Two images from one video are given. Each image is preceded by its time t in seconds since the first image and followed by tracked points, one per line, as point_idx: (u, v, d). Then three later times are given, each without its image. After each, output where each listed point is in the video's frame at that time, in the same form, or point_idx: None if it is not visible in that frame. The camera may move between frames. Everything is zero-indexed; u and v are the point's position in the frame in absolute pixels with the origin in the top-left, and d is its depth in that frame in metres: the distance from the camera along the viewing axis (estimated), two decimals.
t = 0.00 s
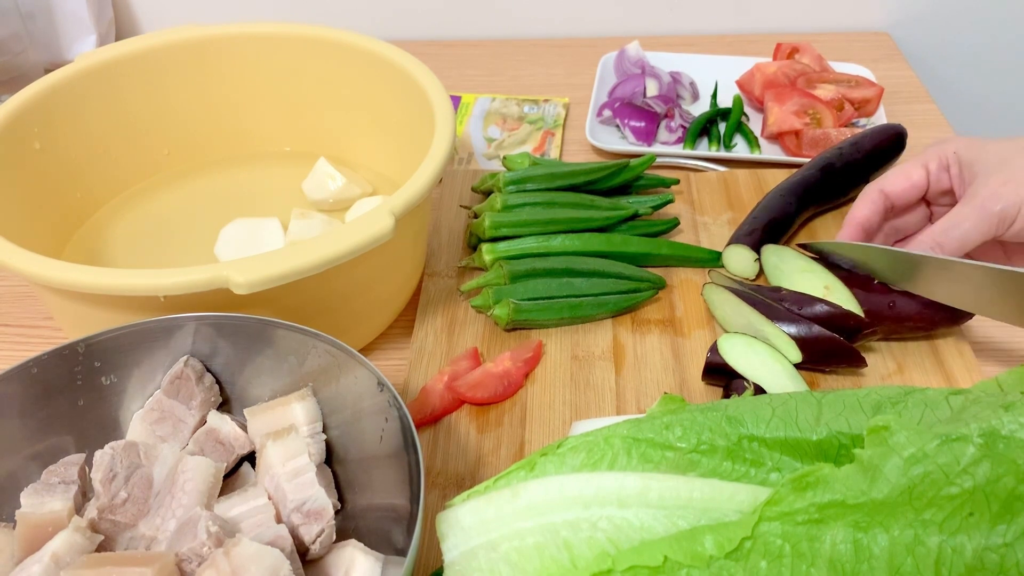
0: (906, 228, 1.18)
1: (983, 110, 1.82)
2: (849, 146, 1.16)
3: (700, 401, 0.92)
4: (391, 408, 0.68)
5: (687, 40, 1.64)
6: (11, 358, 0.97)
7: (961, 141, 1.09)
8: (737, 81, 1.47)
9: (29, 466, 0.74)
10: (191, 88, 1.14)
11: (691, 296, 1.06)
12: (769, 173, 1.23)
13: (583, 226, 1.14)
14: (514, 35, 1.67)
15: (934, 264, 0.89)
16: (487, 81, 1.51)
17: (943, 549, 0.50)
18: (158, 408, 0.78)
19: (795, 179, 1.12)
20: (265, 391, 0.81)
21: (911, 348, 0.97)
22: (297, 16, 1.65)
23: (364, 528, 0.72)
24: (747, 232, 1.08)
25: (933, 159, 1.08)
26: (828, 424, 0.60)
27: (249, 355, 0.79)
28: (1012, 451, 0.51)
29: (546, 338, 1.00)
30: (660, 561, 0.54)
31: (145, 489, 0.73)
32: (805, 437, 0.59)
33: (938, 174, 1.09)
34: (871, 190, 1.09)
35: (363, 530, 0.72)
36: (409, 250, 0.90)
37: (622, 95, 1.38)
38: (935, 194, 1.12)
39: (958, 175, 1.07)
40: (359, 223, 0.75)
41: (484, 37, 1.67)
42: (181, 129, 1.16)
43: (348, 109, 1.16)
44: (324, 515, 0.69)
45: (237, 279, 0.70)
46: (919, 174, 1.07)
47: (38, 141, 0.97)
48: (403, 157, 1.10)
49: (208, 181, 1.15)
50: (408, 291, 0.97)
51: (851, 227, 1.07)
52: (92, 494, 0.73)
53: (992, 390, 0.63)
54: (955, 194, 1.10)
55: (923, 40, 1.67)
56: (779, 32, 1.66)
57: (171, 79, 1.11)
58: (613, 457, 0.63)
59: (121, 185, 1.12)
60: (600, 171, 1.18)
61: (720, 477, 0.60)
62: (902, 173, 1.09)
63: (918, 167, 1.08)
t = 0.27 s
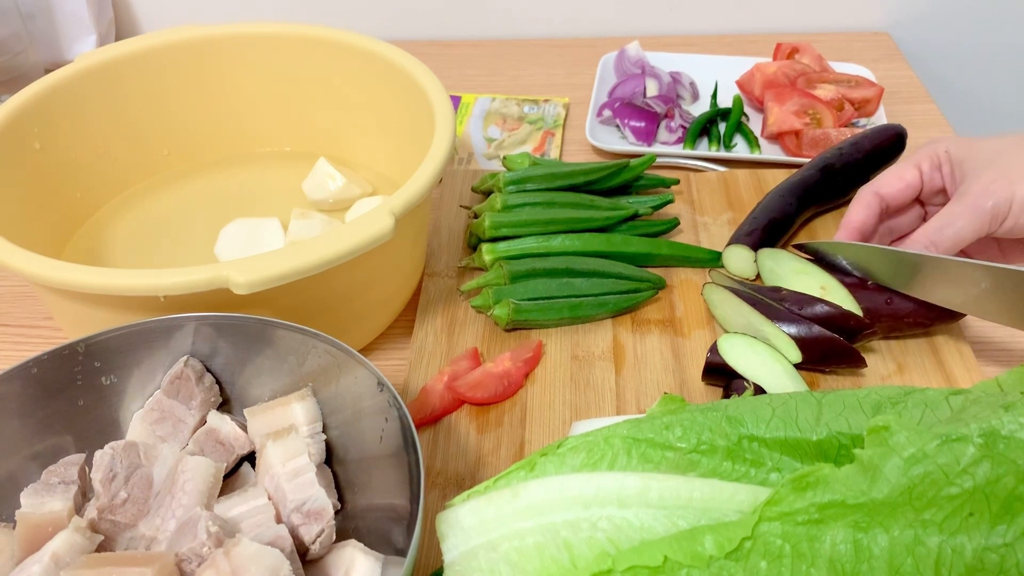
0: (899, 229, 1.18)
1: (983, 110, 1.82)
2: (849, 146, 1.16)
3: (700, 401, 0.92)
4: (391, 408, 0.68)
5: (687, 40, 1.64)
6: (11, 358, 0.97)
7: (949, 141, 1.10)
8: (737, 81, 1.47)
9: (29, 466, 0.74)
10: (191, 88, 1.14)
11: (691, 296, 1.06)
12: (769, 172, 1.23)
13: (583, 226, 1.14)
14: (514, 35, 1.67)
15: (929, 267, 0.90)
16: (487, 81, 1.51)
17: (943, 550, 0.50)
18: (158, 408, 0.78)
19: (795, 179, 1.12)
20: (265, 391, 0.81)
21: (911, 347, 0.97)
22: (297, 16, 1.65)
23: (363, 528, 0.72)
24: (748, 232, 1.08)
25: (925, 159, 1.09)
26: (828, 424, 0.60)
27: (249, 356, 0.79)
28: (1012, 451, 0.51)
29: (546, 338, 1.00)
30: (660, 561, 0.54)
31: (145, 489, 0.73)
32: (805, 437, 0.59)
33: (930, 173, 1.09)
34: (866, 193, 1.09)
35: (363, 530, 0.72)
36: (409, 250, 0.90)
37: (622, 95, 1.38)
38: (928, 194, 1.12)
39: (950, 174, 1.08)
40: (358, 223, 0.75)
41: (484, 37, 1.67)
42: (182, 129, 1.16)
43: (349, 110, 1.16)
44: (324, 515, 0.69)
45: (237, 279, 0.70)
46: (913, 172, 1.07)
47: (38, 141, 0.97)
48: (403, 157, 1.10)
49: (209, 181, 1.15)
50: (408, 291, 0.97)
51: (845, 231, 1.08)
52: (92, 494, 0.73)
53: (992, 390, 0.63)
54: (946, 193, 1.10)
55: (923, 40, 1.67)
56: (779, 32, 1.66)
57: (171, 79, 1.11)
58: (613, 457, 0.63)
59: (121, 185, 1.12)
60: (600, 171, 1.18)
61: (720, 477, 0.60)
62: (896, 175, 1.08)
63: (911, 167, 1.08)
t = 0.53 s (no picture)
0: (898, 230, 1.18)
1: (983, 110, 1.82)
2: (849, 146, 1.16)
3: (700, 401, 0.92)
4: (391, 408, 0.68)
5: (687, 40, 1.64)
6: (10, 358, 0.97)
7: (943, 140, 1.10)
8: (737, 81, 1.47)
9: (29, 466, 0.74)
10: (191, 88, 1.14)
11: (691, 296, 1.06)
12: (769, 173, 1.23)
13: (583, 226, 1.14)
14: (514, 35, 1.67)
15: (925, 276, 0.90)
16: (487, 81, 1.51)
17: (943, 550, 0.50)
18: (158, 408, 0.78)
19: (795, 179, 1.12)
20: (265, 391, 0.81)
21: (911, 348, 0.97)
22: (297, 16, 1.65)
23: (363, 528, 0.72)
24: (748, 232, 1.08)
25: (920, 160, 1.08)
26: (828, 424, 0.60)
27: (249, 356, 0.79)
28: (1012, 452, 0.51)
29: (546, 338, 1.00)
30: (660, 561, 0.54)
31: (145, 489, 0.73)
32: (805, 437, 0.59)
33: (926, 175, 1.09)
34: (865, 198, 1.09)
35: (363, 530, 0.72)
36: (409, 250, 0.90)
37: (622, 95, 1.38)
38: (924, 195, 1.12)
39: (944, 174, 1.08)
40: (359, 223, 0.75)
41: (484, 37, 1.67)
42: (182, 129, 1.16)
43: (349, 110, 1.16)
44: (324, 515, 0.69)
45: (237, 279, 0.70)
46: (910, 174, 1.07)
47: (38, 142, 0.97)
48: (403, 157, 1.10)
49: (209, 181, 1.15)
50: (408, 291, 0.97)
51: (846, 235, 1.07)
52: (92, 494, 0.73)
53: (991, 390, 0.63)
54: (942, 192, 1.11)
55: (923, 40, 1.67)
56: (779, 32, 1.66)
57: (171, 79, 1.11)
58: (613, 457, 0.63)
59: (121, 185, 1.11)
60: (600, 171, 1.18)
61: (720, 477, 0.60)
62: (892, 178, 1.08)
63: (908, 169, 1.08)
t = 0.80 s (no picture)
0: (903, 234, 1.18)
1: (983, 111, 1.82)
2: (849, 146, 1.16)
3: (700, 400, 0.92)
4: (391, 408, 0.68)
5: (687, 40, 1.64)
6: (10, 358, 0.97)
7: (947, 144, 1.11)
8: (737, 81, 1.47)
9: (29, 466, 0.74)
10: (191, 88, 1.14)
11: (691, 296, 1.06)
12: (769, 173, 1.23)
13: (583, 226, 1.14)
14: (514, 35, 1.67)
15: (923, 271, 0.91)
16: (487, 81, 1.51)
17: (943, 550, 0.50)
18: (158, 408, 0.78)
19: (795, 180, 1.12)
20: (265, 391, 0.81)
21: (911, 348, 0.97)
22: (297, 15, 1.65)
23: (363, 528, 0.72)
24: (748, 232, 1.08)
25: (924, 163, 1.09)
26: (828, 424, 0.60)
27: (249, 356, 0.79)
28: (1012, 452, 0.51)
29: (546, 338, 1.00)
30: (660, 561, 0.54)
31: (145, 490, 0.73)
32: (805, 437, 0.59)
33: (930, 178, 1.09)
34: (869, 201, 1.09)
35: (363, 530, 0.72)
36: (409, 250, 0.90)
37: (622, 95, 1.38)
38: (928, 199, 1.12)
39: (949, 177, 1.08)
40: (358, 223, 0.75)
41: (484, 37, 1.67)
42: (182, 129, 1.16)
43: (349, 110, 1.16)
44: (324, 515, 0.69)
45: (237, 279, 0.70)
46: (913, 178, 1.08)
47: (38, 142, 0.97)
48: (403, 157, 1.10)
49: (209, 181, 1.15)
50: (408, 290, 0.97)
51: (849, 237, 1.07)
52: (92, 494, 0.73)
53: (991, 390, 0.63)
54: (945, 196, 1.11)
55: (923, 40, 1.67)
56: (779, 32, 1.66)
57: (170, 79, 1.11)
58: (612, 457, 0.63)
59: (121, 185, 1.11)
60: (600, 171, 1.18)
61: (720, 477, 0.60)
62: (896, 180, 1.09)
63: (911, 172, 1.09)
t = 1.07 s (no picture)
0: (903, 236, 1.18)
1: (983, 111, 1.82)
2: (849, 146, 1.16)
3: (700, 401, 0.92)
4: (391, 408, 0.68)
5: (687, 40, 1.64)
6: (11, 358, 0.97)
7: (947, 146, 1.11)
8: (737, 82, 1.47)
9: (29, 466, 0.74)
10: (191, 88, 1.14)
11: (691, 296, 1.06)
12: (769, 173, 1.23)
13: (583, 226, 1.14)
14: (514, 36, 1.67)
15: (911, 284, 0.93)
16: (486, 80, 1.51)
17: (943, 550, 0.50)
18: (158, 408, 0.78)
19: (795, 180, 1.12)
20: (265, 391, 0.81)
21: (911, 348, 0.97)
22: (297, 15, 1.65)
23: (364, 528, 0.72)
24: (748, 232, 1.08)
25: (924, 166, 1.09)
26: (828, 424, 0.60)
27: (249, 356, 0.79)
28: (1011, 451, 0.51)
29: (546, 338, 1.00)
30: (660, 561, 0.54)
31: (145, 490, 0.73)
32: (805, 437, 0.59)
33: (930, 180, 1.09)
34: (870, 204, 1.09)
35: (363, 530, 0.72)
36: (409, 250, 0.90)
37: (622, 95, 1.38)
38: (928, 201, 1.13)
39: (948, 179, 1.08)
40: (358, 223, 0.75)
41: (484, 37, 1.67)
42: (182, 129, 1.16)
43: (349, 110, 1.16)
44: (324, 515, 0.69)
45: (237, 279, 0.70)
46: (914, 180, 1.08)
47: (38, 141, 0.97)
48: (403, 157, 1.10)
49: (208, 181, 1.15)
50: (408, 290, 0.97)
51: (850, 240, 1.07)
52: (92, 494, 0.73)
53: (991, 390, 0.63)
54: (945, 198, 1.11)
55: (923, 41, 1.67)
56: (779, 32, 1.66)
57: (170, 79, 1.11)
58: (613, 457, 0.63)
59: (121, 185, 1.11)
60: (600, 171, 1.18)
61: (720, 477, 0.60)
62: (897, 183, 1.09)
63: (912, 175, 1.09)
